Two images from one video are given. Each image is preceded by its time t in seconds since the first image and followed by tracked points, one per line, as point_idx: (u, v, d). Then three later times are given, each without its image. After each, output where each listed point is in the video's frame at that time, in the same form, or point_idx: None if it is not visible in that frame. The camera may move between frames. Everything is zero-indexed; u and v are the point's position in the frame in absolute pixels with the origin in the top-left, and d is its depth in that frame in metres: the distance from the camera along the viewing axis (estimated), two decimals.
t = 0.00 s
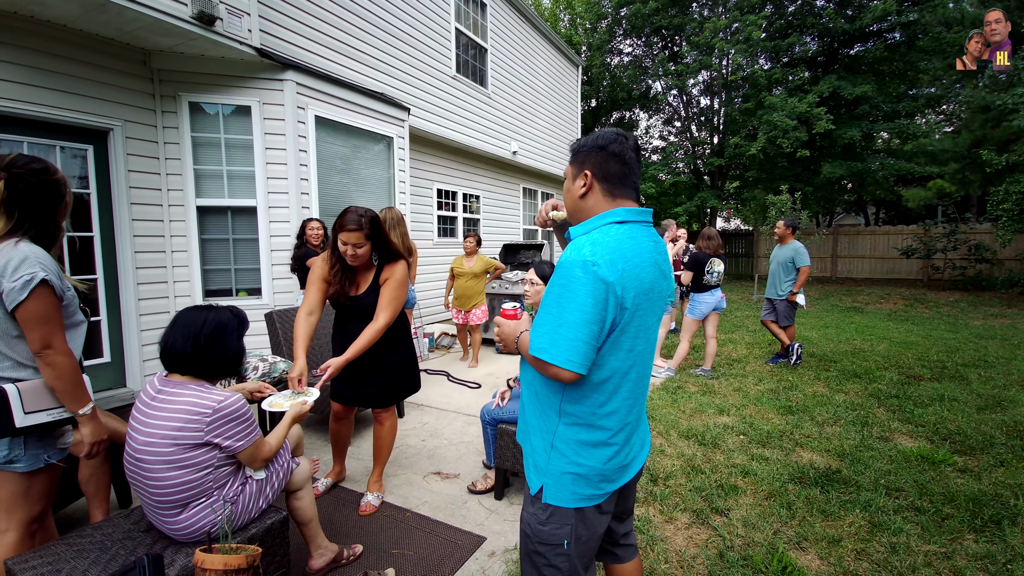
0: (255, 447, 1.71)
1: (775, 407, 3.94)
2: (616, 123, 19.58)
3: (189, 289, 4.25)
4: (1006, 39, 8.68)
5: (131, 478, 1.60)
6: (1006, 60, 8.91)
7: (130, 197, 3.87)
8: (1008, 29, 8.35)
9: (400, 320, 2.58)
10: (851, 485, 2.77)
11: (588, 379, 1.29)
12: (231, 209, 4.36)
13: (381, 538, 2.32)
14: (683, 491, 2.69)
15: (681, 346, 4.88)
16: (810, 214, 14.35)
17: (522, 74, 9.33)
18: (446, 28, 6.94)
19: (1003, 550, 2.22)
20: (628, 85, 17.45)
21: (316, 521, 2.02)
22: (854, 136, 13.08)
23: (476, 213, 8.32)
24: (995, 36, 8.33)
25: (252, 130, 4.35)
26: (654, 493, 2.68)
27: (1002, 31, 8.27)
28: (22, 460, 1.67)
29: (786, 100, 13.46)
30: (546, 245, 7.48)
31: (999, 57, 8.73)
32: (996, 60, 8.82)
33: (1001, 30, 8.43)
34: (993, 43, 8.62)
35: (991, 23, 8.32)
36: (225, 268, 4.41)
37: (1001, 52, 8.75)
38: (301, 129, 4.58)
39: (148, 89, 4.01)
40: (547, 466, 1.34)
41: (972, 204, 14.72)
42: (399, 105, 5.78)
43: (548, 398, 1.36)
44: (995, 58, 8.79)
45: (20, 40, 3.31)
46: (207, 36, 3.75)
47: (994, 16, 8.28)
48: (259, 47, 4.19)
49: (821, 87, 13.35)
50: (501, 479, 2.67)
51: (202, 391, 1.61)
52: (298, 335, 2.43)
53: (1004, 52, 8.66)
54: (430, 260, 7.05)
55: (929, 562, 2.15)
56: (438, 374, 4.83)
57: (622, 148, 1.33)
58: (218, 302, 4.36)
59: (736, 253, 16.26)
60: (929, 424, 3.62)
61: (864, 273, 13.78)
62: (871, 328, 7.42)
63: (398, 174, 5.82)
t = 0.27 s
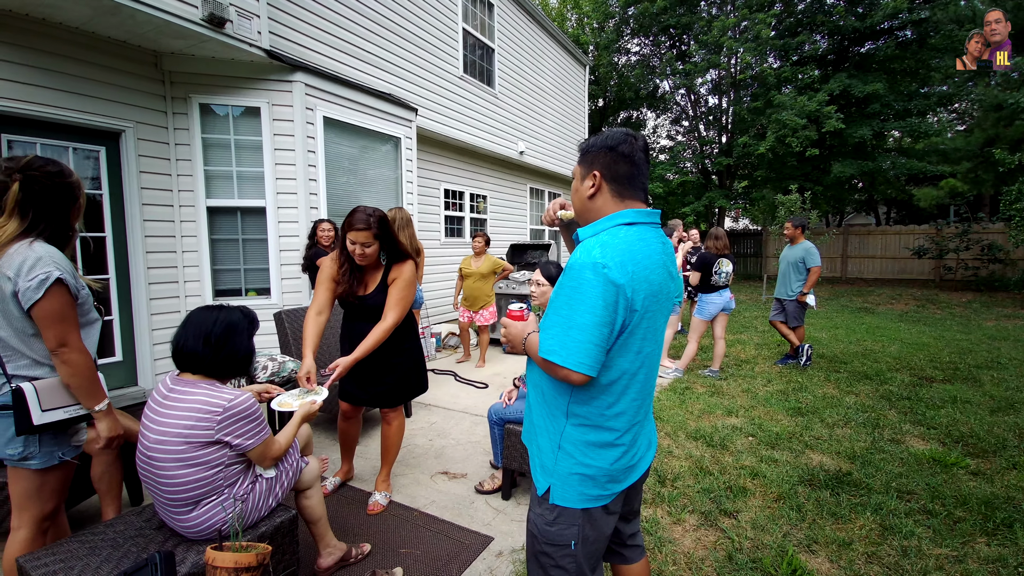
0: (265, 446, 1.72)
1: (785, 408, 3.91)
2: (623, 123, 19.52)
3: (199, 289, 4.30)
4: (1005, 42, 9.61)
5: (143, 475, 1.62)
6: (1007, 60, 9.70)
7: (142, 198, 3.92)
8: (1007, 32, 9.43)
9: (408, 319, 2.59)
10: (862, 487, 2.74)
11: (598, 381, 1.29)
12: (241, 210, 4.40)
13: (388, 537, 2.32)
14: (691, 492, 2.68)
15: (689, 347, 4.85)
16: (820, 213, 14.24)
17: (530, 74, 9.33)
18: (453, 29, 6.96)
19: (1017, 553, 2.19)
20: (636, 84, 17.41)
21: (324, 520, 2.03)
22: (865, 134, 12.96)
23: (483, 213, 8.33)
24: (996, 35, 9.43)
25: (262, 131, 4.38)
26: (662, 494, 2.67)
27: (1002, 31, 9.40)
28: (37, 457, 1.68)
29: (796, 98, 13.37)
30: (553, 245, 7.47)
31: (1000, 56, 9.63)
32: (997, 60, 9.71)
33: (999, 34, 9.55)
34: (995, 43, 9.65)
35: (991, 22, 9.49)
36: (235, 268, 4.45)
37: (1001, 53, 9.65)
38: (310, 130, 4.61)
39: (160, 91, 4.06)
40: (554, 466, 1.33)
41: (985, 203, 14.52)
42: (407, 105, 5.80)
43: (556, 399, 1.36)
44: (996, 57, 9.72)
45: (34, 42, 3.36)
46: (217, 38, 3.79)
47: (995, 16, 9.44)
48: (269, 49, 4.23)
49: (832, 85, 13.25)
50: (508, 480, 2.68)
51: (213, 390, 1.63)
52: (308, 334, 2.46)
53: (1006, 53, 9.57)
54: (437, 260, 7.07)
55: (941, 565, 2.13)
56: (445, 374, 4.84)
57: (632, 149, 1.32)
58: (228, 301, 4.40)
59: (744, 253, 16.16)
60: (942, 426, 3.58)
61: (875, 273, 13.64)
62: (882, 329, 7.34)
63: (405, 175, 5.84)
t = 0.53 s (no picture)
0: (276, 445, 1.74)
1: (794, 410, 3.88)
2: (631, 122, 19.44)
3: (210, 289, 4.34)
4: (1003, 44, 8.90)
5: (156, 472, 1.64)
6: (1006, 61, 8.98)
7: (154, 199, 3.97)
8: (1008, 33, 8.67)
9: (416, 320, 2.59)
10: (873, 491, 2.71)
11: (604, 383, 1.28)
12: (250, 210, 4.44)
13: (397, 536, 2.34)
14: (700, 494, 2.66)
15: (697, 347, 4.82)
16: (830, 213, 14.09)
17: (537, 73, 9.32)
18: (461, 29, 6.97)
19: None
20: (644, 83, 17.32)
21: (334, 519, 2.05)
22: (876, 133, 12.80)
23: (490, 213, 8.34)
24: (995, 35, 8.59)
25: (271, 132, 4.42)
26: (670, 495, 2.65)
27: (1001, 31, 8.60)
28: (52, 455, 1.71)
29: (806, 97, 13.25)
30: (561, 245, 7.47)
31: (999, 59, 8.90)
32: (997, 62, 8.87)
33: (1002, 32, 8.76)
34: (995, 43, 8.75)
35: (991, 22, 8.73)
36: (245, 268, 4.48)
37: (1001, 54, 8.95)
38: (319, 131, 4.64)
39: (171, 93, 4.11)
40: (561, 467, 1.33)
41: (999, 203, 14.30)
42: (415, 106, 5.82)
43: (563, 400, 1.36)
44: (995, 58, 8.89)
45: (48, 45, 3.41)
46: (227, 41, 3.82)
47: (994, 10, 8.78)
48: (278, 51, 4.26)
49: (842, 83, 13.10)
50: (515, 480, 2.68)
51: (225, 389, 1.64)
52: (316, 333, 2.49)
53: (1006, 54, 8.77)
54: (445, 260, 7.08)
55: (953, 570, 2.10)
56: (452, 374, 4.85)
57: (640, 151, 1.32)
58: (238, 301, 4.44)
59: (753, 253, 16.04)
60: (954, 429, 3.53)
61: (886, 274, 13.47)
62: (893, 330, 7.25)
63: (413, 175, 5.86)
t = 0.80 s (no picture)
0: (284, 442, 1.75)
1: (803, 411, 3.84)
2: (638, 122, 19.37)
3: (219, 288, 4.37)
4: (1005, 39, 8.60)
5: (166, 469, 1.66)
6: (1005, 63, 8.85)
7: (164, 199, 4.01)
8: (1007, 31, 8.47)
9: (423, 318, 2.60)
10: (883, 492, 2.68)
11: (610, 382, 1.28)
12: (259, 210, 4.47)
13: (403, 534, 2.34)
14: (707, 495, 2.65)
15: (704, 347, 4.80)
16: (840, 212, 13.95)
17: (544, 73, 9.32)
18: (468, 28, 6.98)
19: None
20: (651, 82, 17.25)
21: (341, 517, 2.06)
22: (887, 131, 12.66)
23: (497, 212, 8.34)
24: (995, 35, 8.45)
25: (280, 133, 4.45)
26: (677, 495, 2.64)
27: (1000, 32, 8.40)
28: (64, 451, 1.73)
29: (815, 95, 13.14)
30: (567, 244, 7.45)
31: (998, 58, 8.76)
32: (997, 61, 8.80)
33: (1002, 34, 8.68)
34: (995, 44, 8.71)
35: (994, 22, 8.55)
36: (253, 268, 4.52)
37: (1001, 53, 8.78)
38: (327, 131, 4.66)
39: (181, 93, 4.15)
40: (567, 466, 1.33)
41: (1013, 202, 14.10)
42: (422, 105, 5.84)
43: (569, 399, 1.35)
44: (995, 58, 8.80)
45: (60, 47, 3.46)
46: (236, 42, 3.85)
47: (995, 16, 8.61)
48: (287, 51, 4.28)
49: (853, 81, 12.98)
50: (522, 479, 2.68)
51: (233, 387, 1.66)
52: (322, 329, 2.50)
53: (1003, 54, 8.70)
54: (451, 259, 7.10)
55: (964, 572, 2.07)
56: (458, 373, 4.86)
57: (647, 149, 1.31)
58: (246, 300, 4.47)
59: (761, 252, 15.92)
60: (966, 430, 3.48)
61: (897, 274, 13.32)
62: (904, 331, 7.17)
63: (420, 174, 5.88)
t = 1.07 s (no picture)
0: (291, 441, 1.76)
1: (811, 412, 3.82)
2: (644, 121, 19.26)
3: (226, 287, 4.40)
4: (1012, 35, 6.19)
5: (174, 467, 1.67)
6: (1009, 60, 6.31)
7: (173, 199, 4.04)
8: (1013, 26, 5.99)
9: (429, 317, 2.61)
10: (892, 494, 2.66)
11: (617, 383, 1.28)
12: (266, 210, 4.50)
13: (409, 533, 2.35)
14: (714, 496, 2.64)
15: (711, 347, 4.77)
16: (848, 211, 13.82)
17: (550, 72, 9.31)
18: (474, 28, 6.98)
19: None
20: (658, 81, 17.15)
21: (347, 515, 2.07)
22: (897, 129, 12.54)
23: (502, 212, 8.34)
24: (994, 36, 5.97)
25: (287, 133, 4.47)
26: (683, 496, 2.63)
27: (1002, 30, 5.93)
28: (72, 450, 1.75)
29: (824, 93, 13.03)
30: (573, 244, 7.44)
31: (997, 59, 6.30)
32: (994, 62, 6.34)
33: (996, 34, 6.09)
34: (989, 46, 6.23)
35: (987, 24, 6.03)
36: (261, 267, 4.55)
37: (998, 55, 6.27)
38: (333, 131, 4.68)
39: (189, 94, 4.18)
40: (573, 466, 1.33)
41: None
42: (428, 105, 5.85)
43: (575, 399, 1.35)
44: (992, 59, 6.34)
45: (70, 48, 3.49)
46: (244, 43, 3.88)
47: (993, 14, 5.99)
48: (294, 52, 4.30)
49: (862, 78, 12.86)
50: (527, 479, 2.68)
51: (241, 386, 1.67)
52: (329, 327, 2.52)
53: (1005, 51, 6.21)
54: (457, 259, 7.11)
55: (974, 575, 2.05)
56: (464, 372, 4.87)
57: (659, 151, 1.31)
58: (254, 299, 4.50)
59: (769, 252, 15.82)
60: (976, 432, 3.44)
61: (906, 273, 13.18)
62: (913, 331, 7.10)
63: (426, 174, 5.89)
